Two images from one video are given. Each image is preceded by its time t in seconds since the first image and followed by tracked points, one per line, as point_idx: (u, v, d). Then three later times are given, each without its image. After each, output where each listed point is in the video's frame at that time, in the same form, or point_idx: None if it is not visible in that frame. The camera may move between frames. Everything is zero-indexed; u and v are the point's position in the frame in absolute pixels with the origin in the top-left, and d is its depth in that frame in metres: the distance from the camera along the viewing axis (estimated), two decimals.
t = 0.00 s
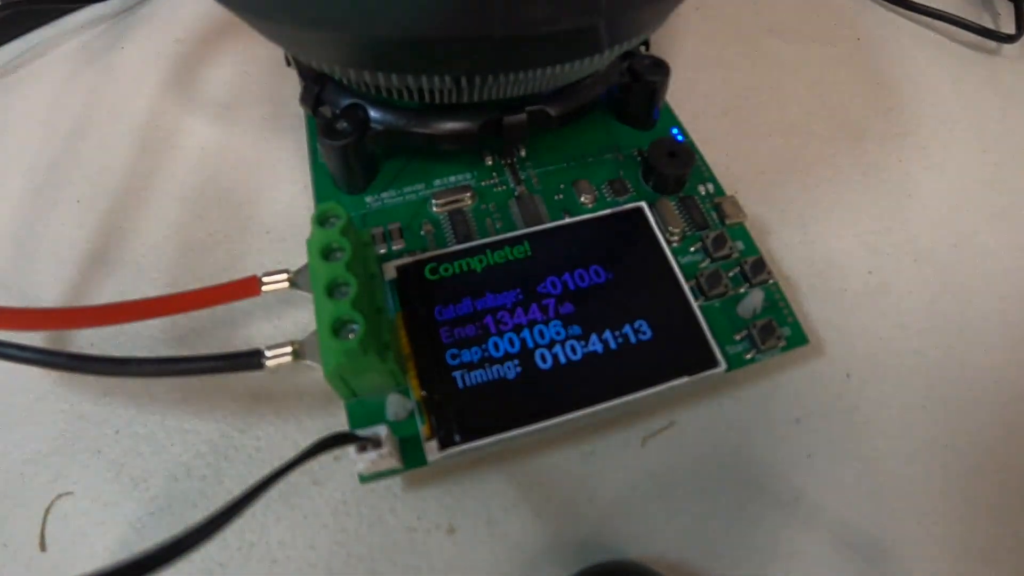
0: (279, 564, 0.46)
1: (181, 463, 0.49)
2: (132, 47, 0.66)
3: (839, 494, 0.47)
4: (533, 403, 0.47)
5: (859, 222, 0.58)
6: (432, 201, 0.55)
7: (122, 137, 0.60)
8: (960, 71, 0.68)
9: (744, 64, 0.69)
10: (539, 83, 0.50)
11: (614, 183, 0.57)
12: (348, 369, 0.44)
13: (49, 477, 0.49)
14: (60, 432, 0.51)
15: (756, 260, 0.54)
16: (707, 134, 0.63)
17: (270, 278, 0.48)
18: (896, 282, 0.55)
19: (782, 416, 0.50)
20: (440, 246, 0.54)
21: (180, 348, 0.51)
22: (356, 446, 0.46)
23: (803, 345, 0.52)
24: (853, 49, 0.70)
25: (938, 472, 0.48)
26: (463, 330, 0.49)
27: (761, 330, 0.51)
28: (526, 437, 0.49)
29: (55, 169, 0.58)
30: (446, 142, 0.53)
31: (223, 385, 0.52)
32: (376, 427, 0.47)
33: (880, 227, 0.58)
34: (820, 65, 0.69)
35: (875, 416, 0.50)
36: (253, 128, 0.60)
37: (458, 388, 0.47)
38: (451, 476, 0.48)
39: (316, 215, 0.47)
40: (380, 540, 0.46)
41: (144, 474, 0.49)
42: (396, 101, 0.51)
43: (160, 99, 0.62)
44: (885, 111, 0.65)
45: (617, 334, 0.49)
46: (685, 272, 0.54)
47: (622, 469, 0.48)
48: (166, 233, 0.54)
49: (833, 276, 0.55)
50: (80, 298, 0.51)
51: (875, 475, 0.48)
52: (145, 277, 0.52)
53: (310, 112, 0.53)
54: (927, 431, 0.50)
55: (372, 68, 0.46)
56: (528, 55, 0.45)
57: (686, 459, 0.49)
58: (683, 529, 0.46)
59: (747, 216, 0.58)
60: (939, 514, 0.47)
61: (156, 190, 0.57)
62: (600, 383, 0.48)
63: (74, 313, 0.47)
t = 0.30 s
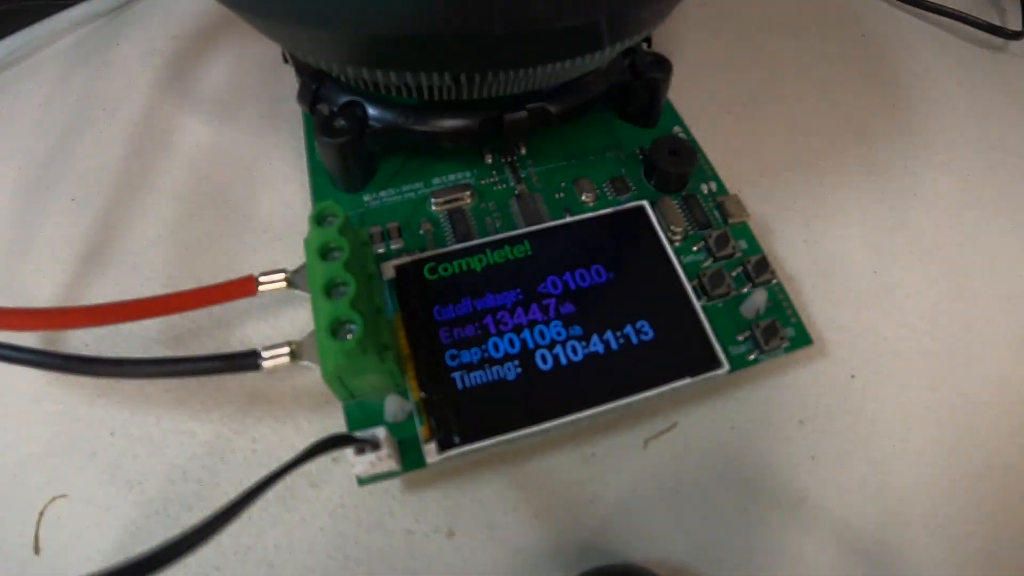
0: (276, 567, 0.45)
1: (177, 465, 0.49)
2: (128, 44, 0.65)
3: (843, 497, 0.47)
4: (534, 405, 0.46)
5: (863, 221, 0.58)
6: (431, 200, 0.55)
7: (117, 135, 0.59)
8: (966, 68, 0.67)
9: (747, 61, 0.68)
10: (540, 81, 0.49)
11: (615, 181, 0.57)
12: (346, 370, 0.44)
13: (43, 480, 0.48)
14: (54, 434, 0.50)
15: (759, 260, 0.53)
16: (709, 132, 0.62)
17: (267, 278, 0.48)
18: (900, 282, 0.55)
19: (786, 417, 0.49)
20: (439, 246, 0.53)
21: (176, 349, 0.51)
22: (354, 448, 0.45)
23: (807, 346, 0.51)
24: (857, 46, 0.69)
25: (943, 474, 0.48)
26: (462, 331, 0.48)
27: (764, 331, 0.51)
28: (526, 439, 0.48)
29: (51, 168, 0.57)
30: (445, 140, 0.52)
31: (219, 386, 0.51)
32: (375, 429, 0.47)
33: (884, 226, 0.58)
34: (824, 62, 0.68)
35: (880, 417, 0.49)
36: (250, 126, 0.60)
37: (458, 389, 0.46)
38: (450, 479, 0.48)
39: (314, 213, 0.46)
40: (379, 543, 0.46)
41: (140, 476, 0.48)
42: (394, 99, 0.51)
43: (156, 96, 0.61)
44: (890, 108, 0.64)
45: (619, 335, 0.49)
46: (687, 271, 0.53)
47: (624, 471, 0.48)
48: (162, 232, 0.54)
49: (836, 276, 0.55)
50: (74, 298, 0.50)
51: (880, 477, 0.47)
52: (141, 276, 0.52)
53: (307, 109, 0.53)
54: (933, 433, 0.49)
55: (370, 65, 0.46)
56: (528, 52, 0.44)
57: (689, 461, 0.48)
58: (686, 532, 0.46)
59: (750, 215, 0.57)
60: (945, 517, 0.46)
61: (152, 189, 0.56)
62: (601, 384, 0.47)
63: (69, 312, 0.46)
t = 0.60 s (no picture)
0: (273, 571, 0.44)
1: (173, 467, 0.48)
2: (123, 41, 0.64)
3: (848, 500, 0.46)
4: (534, 406, 0.45)
5: (868, 220, 0.57)
6: (430, 199, 0.54)
7: (112, 134, 0.58)
8: (974, 66, 0.67)
9: (749, 58, 0.67)
10: (541, 79, 0.49)
11: (616, 180, 0.56)
12: (344, 372, 0.43)
13: (37, 483, 0.48)
14: (48, 436, 0.49)
15: (762, 259, 0.53)
16: (712, 130, 0.62)
17: (264, 278, 0.47)
18: (905, 282, 0.54)
19: (790, 419, 0.49)
20: (438, 245, 0.52)
21: (171, 350, 0.50)
22: (351, 450, 0.44)
23: (810, 347, 0.51)
24: (861, 43, 0.68)
25: (949, 476, 0.47)
26: (461, 332, 0.47)
27: (767, 332, 0.50)
28: (527, 441, 0.47)
29: (45, 167, 0.57)
30: (444, 138, 0.52)
31: (215, 387, 0.51)
32: (373, 431, 0.46)
33: (889, 226, 0.57)
34: (828, 59, 0.67)
35: (885, 419, 0.49)
36: (247, 124, 0.59)
37: (457, 390, 0.46)
38: (449, 481, 0.47)
39: (311, 213, 0.46)
40: (377, 546, 0.45)
41: (135, 478, 0.47)
42: (392, 96, 0.50)
43: (151, 94, 0.61)
44: (895, 106, 0.64)
45: (620, 335, 0.48)
46: (689, 271, 0.53)
47: (625, 473, 0.47)
48: (158, 232, 0.53)
49: (840, 276, 0.54)
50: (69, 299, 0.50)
51: (885, 479, 0.47)
52: (136, 276, 0.51)
53: (305, 107, 0.52)
54: (939, 434, 0.48)
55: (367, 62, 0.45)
56: (529, 49, 0.43)
57: (691, 464, 0.47)
58: (688, 535, 0.45)
59: (753, 215, 0.56)
60: (951, 520, 0.46)
61: (147, 187, 0.55)
62: (602, 386, 0.46)
63: (62, 313, 0.45)
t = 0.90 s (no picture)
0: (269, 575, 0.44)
1: (168, 470, 0.47)
2: (118, 38, 0.64)
3: (852, 502, 0.45)
4: (534, 408, 0.45)
5: (872, 219, 0.56)
6: (429, 197, 0.54)
7: (107, 132, 0.58)
8: (980, 64, 0.66)
9: (752, 55, 0.67)
10: (541, 75, 0.48)
11: (618, 179, 0.55)
12: (342, 373, 0.42)
13: (30, 486, 0.47)
14: (42, 438, 0.49)
15: (765, 259, 0.52)
16: (714, 128, 0.61)
17: (261, 278, 0.46)
18: (910, 281, 0.54)
19: (793, 421, 0.48)
20: (437, 245, 0.52)
21: (167, 351, 0.50)
22: (349, 452, 0.44)
23: (814, 348, 0.50)
24: (866, 40, 0.68)
25: (955, 479, 0.46)
26: (461, 332, 0.47)
27: (771, 333, 0.49)
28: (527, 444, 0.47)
29: (40, 166, 0.56)
30: (443, 136, 0.51)
31: (212, 389, 0.50)
32: (371, 433, 0.45)
33: (893, 225, 0.56)
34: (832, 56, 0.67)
35: (891, 420, 0.48)
36: (244, 122, 0.59)
37: (456, 391, 0.45)
38: (448, 483, 0.47)
39: (308, 212, 0.45)
40: (375, 550, 0.44)
41: (130, 481, 0.47)
42: (391, 93, 0.49)
43: (146, 91, 0.60)
44: (900, 104, 0.63)
45: (621, 336, 0.47)
46: (691, 271, 0.52)
47: (627, 476, 0.46)
48: (153, 231, 0.52)
49: (845, 276, 0.54)
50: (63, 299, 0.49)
51: (890, 482, 0.46)
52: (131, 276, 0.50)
53: (302, 105, 0.52)
54: (945, 436, 0.48)
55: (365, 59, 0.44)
56: (530, 46, 0.43)
57: (694, 466, 0.47)
58: (690, 539, 0.44)
59: (756, 214, 0.56)
60: (957, 523, 0.45)
61: (143, 186, 0.55)
62: (603, 388, 0.46)
63: (56, 312, 0.45)
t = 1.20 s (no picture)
0: None
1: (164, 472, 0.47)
2: (116, 37, 0.63)
3: (858, 504, 0.45)
4: (535, 409, 0.45)
5: (877, 219, 0.56)
6: (429, 196, 0.52)
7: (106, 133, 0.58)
8: (986, 60, 0.66)
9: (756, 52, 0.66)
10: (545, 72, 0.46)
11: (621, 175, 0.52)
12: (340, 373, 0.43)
13: (26, 488, 0.46)
14: (37, 441, 0.48)
15: (767, 260, 0.52)
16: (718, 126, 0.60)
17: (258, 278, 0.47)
18: (915, 281, 0.53)
19: (799, 423, 0.47)
20: (435, 244, 0.51)
21: (164, 351, 0.49)
22: (347, 454, 0.45)
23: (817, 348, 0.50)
24: (870, 36, 0.67)
25: (962, 481, 0.46)
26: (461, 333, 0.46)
27: (773, 334, 0.49)
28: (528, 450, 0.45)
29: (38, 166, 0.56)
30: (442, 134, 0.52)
31: (208, 389, 0.49)
32: (369, 435, 0.46)
33: (898, 224, 0.56)
34: (836, 53, 0.66)
35: (896, 423, 0.47)
36: (242, 123, 0.58)
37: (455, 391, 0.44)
38: (448, 487, 0.45)
39: (306, 212, 0.46)
40: (373, 553, 0.44)
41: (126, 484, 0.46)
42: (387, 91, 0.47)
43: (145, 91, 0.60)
44: (905, 102, 0.63)
45: (622, 336, 0.47)
46: (695, 271, 0.51)
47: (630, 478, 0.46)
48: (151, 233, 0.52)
49: (849, 276, 0.53)
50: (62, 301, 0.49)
51: (896, 483, 0.45)
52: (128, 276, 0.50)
53: (300, 102, 0.51)
54: (951, 437, 0.47)
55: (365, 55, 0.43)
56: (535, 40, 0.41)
57: (698, 468, 0.46)
58: (694, 541, 0.44)
59: (759, 213, 0.55)
60: (965, 525, 0.44)
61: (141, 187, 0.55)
62: (603, 388, 0.46)
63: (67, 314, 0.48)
